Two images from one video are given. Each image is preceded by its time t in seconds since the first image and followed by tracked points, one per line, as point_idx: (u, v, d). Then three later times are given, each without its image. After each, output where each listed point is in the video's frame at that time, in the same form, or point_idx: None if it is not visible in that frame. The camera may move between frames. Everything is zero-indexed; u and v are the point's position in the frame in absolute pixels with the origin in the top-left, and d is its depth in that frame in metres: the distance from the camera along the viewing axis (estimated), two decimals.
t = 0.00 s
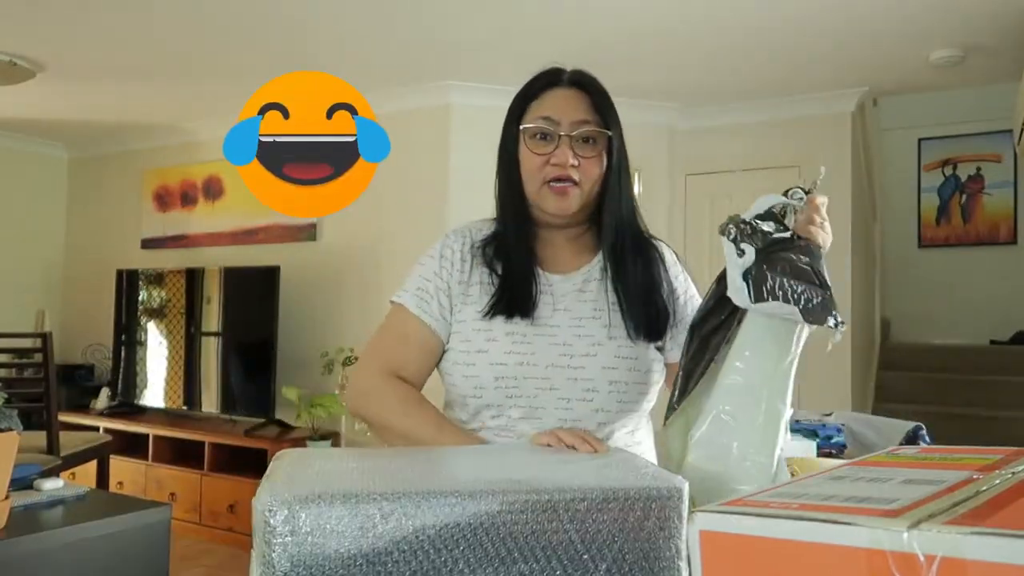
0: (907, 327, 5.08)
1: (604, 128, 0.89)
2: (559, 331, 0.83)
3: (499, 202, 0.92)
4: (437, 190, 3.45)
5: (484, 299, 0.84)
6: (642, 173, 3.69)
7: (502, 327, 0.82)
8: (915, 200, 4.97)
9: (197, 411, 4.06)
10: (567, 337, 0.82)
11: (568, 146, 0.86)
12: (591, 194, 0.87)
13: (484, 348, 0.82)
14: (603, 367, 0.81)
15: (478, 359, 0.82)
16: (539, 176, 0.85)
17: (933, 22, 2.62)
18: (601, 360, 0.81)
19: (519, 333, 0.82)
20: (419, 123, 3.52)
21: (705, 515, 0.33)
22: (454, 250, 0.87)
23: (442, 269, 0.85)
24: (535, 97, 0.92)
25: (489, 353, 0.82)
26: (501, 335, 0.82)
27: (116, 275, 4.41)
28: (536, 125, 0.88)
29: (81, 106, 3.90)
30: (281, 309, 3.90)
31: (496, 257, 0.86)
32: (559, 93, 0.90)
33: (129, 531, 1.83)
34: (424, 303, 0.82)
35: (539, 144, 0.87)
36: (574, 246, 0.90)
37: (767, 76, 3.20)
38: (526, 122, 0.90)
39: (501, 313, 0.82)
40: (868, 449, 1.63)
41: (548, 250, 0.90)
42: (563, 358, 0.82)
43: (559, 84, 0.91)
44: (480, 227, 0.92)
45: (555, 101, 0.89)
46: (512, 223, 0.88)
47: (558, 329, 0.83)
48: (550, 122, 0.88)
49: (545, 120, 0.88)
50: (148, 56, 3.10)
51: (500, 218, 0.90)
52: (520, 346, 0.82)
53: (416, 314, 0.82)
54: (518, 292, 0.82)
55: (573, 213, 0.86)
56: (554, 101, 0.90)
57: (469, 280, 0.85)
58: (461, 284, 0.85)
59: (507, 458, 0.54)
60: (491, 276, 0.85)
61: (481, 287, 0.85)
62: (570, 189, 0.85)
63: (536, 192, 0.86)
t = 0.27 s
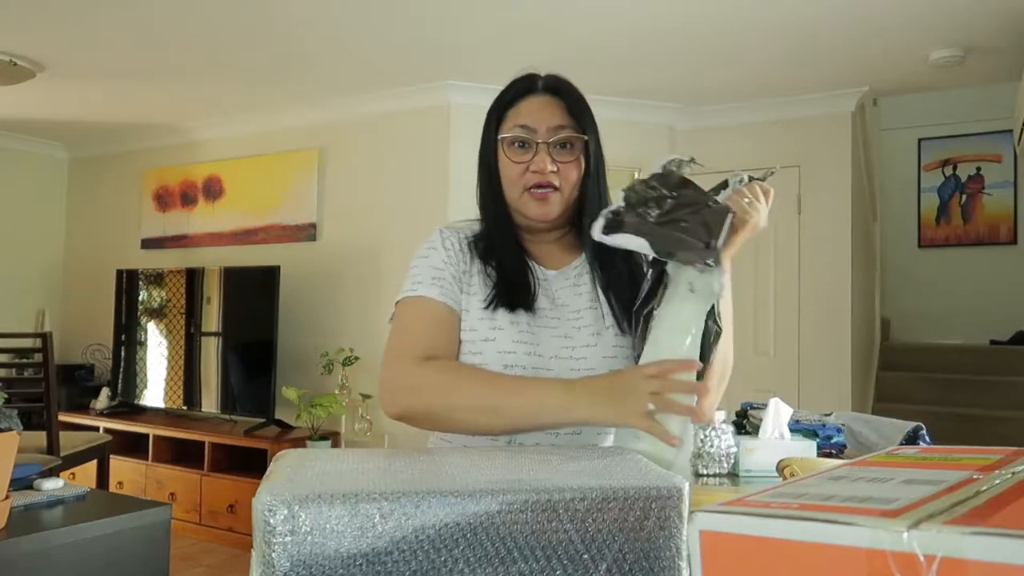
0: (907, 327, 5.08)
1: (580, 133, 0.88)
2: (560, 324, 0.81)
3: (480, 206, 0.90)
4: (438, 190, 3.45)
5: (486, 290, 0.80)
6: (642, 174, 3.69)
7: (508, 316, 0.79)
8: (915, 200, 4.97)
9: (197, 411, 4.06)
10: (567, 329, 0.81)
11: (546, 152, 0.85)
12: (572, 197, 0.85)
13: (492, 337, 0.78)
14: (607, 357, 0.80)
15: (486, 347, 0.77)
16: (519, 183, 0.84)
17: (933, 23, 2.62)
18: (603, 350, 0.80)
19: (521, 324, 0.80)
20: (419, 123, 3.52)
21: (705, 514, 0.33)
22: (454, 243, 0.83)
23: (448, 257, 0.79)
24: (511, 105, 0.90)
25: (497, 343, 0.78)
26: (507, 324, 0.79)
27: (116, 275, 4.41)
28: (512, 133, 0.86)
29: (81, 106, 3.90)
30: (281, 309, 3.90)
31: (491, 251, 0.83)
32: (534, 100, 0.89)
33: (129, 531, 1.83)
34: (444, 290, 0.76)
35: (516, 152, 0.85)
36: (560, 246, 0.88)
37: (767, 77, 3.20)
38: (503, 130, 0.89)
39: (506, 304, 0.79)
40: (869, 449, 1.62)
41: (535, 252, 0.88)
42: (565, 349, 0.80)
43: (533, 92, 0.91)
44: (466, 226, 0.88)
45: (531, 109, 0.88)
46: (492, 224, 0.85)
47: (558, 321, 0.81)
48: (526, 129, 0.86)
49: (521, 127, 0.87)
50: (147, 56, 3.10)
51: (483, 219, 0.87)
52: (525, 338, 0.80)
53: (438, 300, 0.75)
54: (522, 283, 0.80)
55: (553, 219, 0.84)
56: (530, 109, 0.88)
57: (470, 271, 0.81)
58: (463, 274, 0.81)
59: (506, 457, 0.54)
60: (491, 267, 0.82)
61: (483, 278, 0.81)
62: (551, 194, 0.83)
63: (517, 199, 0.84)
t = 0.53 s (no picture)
0: (906, 327, 5.08)
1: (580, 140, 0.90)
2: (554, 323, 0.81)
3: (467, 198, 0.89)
4: (438, 190, 3.45)
5: (476, 295, 0.80)
6: (642, 174, 3.69)
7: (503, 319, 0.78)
8: (915, 200, 4.97)
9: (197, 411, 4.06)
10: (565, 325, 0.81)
11: (552, 153, 0.86)
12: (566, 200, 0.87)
13: (488, 342, 0.77)
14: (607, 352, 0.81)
15: (484, 352, 0.77)
16: (522, 180, 0.85)
17: (933, 23, 2.62)
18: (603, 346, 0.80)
19: (518, 325, 0.79)
20: (419, 123, 3.52)
21: (705, 515, 0.33)
22: (440, 249, 0.82)
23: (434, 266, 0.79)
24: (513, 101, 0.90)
25: (494, 347, 0.77)
26: (501, 328, 0.78)
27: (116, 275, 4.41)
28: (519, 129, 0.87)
29: (81, 106, 3.90)
30: (281, 309, 3.90)
31: (476, 255, 0.82)
32: (542, 102, 0.89)
33: (129, 530, 1.83)
34: (435, 302, 0.76)
35: (522, 149, 0.86)
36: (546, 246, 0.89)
37: (767, 77, 3.20)
38: (508, 122, 0.88)
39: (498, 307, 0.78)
40: (869, 449, 1.63)
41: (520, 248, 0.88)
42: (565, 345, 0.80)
43: (539, 92, 0.91)
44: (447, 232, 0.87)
45: (538, 108, 0.88)
46: (485, 220, 0.85)
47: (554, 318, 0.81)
48: (535, 127, 0.87)
49: (530, 125, 0.87)
50: (147, 56, 3.10)
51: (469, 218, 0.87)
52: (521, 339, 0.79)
53: (430, 314, 0.75)
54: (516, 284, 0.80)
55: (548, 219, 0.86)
56: (537, 110, 0.89)
57: (457, 277, 0.81)
58: (450, 282, 0.80)
59: (504, 458, 0.54)
60: (477, 272, 0.81)
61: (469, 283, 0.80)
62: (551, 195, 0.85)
63: (517, 196, 0.85)
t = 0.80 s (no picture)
0: (906, 327, 5.08)
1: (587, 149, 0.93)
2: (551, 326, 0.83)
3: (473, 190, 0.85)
4: (437, 190, 3.45)
5: (475, 299, 0.80)
6: (642, 173, 3.69)
7: (502, 323, 0.80)
8: (915, 200, 4.97)
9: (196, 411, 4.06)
10: (562, 327, 0.84)
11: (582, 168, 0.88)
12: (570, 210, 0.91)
13: (489, 346, 0.79)
14: (599, 352, 0.86)
15: (487, 357, 0.78)
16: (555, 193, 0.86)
17: (933, 23, 2.62)
18: (596, 346, 0.86)
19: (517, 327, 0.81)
20: (419, 123, 3.52)
21: (705, 515, 0.33)
22: (435, 250, 0.81)
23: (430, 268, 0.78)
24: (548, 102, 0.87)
25: (495, 350, 0.79)
26: (502, 333, 0.80)
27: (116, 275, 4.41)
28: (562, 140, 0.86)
29: (81, 107, 3.90)
30: (281, 309, 3.90)
31: (473, 256, 0.82)
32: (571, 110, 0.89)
33: (128, 530, 1.83)
34: (433, 307, 0.76)
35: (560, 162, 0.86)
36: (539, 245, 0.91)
37: (767, 76, 3.20)
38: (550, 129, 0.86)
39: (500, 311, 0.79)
40: (868, 449, 1.63)
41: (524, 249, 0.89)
42: (562, 346, 0.83)
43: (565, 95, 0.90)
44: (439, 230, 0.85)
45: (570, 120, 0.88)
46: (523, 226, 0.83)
47: (552, 320, 0.84)
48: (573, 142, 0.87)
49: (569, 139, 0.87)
50: (148, 56, 3.10)
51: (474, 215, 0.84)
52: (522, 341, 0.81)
53: (425, 317, 0.75)
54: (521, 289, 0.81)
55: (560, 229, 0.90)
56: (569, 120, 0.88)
57: (452, 278, 0.80)
58: (447, 284, 0.79)
59: (504, 457, 0.54)
60: (473, 273, 0.81)
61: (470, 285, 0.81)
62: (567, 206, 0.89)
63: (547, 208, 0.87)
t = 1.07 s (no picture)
0: (906, 327, 5.08)
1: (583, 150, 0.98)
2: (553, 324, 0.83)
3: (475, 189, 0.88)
4: (437, 190, 3.45)
5: (475, 297, 0.79)
6: (642, 173, 3.69)
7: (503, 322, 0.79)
8: (915, 200, 4.97)
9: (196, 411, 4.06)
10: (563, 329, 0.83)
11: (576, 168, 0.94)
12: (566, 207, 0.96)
13: (492, 346, 0.78)
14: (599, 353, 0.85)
15: (489, 357, 0.78)
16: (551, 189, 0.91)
17: (933, 22, 2.61)
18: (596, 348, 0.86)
19: (519, 328, 0.80)
20: (420, 122, 3.52)
21: (705, 515, 0.33)
22: (435, 250, 0.81)
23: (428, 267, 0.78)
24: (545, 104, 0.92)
25: (498, 350, 0.78)
26: (503, 332, 0.79)
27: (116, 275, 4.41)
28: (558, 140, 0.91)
29: (80, 106, 3.90)
30: (281, 309, 3.90)
31: (473, 254, 0.82)
32: (563, 110, 0.93)
33: (128, 530, 1.83)
34: (429, 308, 0.76)
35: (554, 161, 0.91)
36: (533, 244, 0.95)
37: (768, 77, 3.20)
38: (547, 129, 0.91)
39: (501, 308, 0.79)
40: (868, 449, 1.63)
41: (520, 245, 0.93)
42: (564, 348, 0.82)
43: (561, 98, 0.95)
44: (439, 227, 0.85)
45: (565, 121, 0.93)
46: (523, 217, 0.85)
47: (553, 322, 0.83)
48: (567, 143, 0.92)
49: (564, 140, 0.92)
50: (148, 56, 3.10)
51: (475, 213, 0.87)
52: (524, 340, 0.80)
53: (419, 317, 0.75)
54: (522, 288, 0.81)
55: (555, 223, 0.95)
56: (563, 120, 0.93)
57: (451, 278, 0.80)
58: (446, 284, 0.79)
59: (504, 457, 0.54)
60: (473, 273, 0.81)
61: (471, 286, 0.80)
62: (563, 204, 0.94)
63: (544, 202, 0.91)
